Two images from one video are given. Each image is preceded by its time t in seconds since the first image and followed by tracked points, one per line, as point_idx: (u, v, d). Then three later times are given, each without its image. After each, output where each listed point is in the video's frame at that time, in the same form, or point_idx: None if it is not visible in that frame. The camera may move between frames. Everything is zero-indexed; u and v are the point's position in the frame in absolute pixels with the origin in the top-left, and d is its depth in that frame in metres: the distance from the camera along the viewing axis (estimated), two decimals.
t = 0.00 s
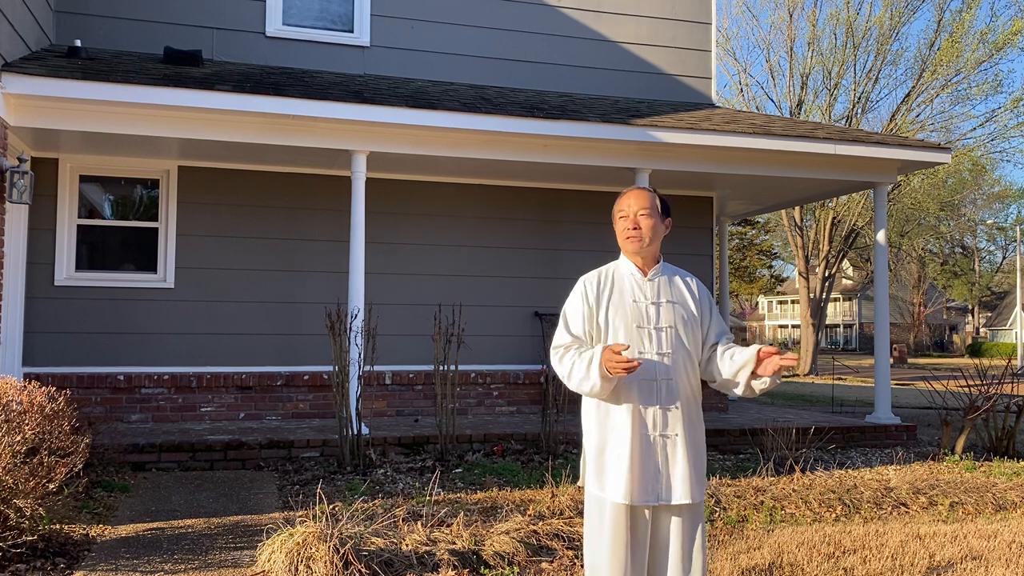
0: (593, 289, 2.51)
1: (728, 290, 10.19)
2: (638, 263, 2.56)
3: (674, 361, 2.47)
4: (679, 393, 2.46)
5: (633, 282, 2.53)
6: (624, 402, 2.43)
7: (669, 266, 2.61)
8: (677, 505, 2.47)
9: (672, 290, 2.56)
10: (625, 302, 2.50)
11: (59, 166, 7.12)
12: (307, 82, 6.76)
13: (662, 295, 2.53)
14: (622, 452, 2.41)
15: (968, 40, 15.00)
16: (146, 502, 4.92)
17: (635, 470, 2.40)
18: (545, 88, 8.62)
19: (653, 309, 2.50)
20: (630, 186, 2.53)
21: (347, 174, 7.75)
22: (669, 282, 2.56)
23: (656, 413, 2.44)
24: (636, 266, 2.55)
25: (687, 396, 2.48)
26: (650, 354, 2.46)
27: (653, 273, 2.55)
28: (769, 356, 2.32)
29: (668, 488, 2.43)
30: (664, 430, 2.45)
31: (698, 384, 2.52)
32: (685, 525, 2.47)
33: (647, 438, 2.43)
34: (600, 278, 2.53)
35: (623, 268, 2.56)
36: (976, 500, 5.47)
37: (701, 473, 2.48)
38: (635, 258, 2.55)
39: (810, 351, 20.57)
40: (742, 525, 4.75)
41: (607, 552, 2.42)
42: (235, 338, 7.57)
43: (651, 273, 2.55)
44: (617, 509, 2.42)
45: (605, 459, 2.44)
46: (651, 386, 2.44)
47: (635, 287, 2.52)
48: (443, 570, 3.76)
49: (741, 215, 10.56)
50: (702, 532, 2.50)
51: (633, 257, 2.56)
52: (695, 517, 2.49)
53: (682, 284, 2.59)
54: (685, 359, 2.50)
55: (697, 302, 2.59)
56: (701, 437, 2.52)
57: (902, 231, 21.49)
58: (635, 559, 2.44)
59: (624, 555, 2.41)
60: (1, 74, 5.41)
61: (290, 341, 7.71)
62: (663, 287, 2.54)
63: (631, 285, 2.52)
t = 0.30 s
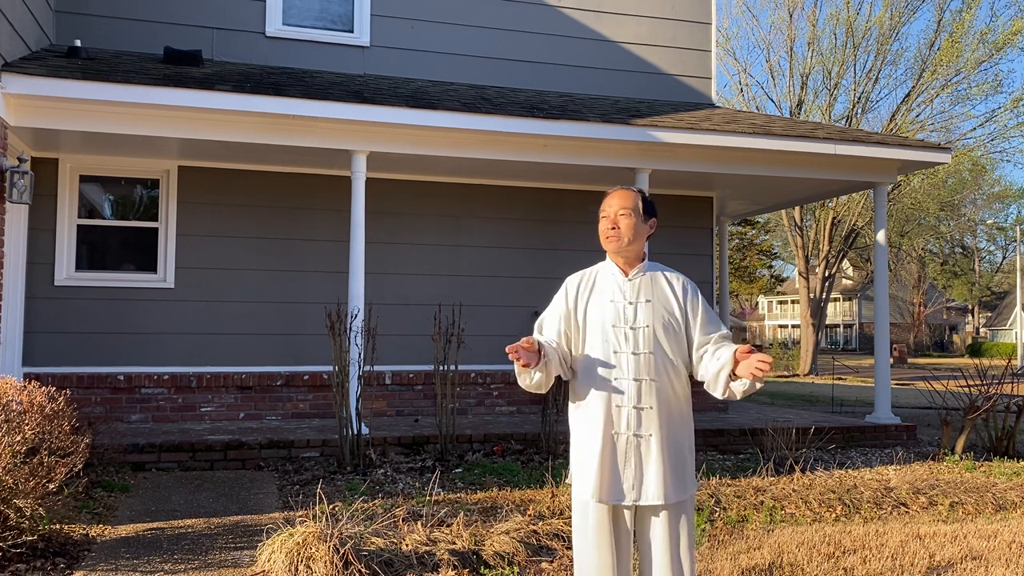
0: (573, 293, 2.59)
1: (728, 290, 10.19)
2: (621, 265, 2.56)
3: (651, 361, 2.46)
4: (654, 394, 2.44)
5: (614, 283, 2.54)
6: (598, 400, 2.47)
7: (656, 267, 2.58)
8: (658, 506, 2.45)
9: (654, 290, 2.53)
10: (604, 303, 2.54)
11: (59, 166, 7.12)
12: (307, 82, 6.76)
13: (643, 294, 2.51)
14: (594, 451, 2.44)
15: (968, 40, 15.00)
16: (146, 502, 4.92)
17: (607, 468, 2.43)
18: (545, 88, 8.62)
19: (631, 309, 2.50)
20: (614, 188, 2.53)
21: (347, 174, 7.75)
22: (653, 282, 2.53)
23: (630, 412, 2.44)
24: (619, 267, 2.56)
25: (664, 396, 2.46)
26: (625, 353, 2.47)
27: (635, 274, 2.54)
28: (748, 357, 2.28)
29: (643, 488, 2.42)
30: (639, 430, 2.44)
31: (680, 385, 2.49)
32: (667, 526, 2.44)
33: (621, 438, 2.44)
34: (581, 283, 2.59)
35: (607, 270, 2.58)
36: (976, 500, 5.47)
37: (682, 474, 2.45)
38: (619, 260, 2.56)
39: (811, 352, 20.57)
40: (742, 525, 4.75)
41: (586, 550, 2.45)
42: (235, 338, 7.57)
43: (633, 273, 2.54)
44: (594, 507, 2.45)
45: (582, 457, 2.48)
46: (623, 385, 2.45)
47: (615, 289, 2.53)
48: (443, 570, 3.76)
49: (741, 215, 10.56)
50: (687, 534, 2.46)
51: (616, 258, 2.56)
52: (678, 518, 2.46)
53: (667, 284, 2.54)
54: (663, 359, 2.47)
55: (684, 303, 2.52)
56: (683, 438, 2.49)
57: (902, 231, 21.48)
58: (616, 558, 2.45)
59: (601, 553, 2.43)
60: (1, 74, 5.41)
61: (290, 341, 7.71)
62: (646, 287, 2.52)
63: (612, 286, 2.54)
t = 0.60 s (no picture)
0: (561, 296, 2.63)
1: (728, 290, 10.19)
2: (610, 266, 2.57)
3: (636, 361, 2.45)
4: (638, 394, 2.43)
5: (602, 285, 2.56)
6: (584, 400, 2.49)
7: (646, 266, 2.57)
8: (646, 507, 2.43)
9: (641, 289, 2.51)
10: (591, 304, 2.56)
11: (59, 166, 7.12)
12: (307, 82, 6.76)
13: (630, 294, 2.51)
14: (579, 450, 2.46)
15: (968, 40, 15.00)
16: (146, 502, 4.92)
17: (593, 468, 2.44)
18: (545, 88, 8.62)
19: (617, 309, 2.50)
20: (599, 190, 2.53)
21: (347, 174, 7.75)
22: (641, 280, 2.52)
23: (614, 412, 2.44)
24: (608, 268, 2.57)
25: (650, 397, 2.44)
26: (610, 354, 2.48)
27: (623, 275, 2.54)
28: (795, 342, 2.25)
29: (628, 489, 2.41)
30: (624, 431, 2.43)
31: (667, 386, 2.48)
32: (655, 527, 2.43)
33: (607, 438, 2.44)
34: (569, 284, 2.64)
35: (596, 271, 2.60)
36: (976, 500, 5.47)
37: (669, 474, 2.43)
38: (607, 261, 2.57)
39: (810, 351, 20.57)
40: (742, 525, 4.75)
41: (577, 549, 2.47)
42: (235, 338, 7.57)
43: (624, 274, 2.54)
44: (582, 507, 2.46)
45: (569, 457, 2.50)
46: (607, 386, 2.46)
47: (603, 290, 2.54)
48: (443, 570, 3.76)
49: (741, 215, 10.56)
50: (677, 535, 2.44)
51: (605, 260, 2.57)
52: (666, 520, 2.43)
53: (657, 282, 2.51)
54: (649, 359, 2.46)
55: (673, 300, 2.49)
56: (672, 439, 2.47)
57: (902, 231, 21.48)
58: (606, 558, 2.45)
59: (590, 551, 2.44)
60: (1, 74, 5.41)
61: (290, 341, 7.71)
62: (634, 287, 2.51)
63: (599, 288, 2.55)
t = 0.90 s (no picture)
0: (556, 298, 2.60)
1: (728, 290, 10.19)
2: (607, 266, 2.56)
3: (637, 362, 2.45)
4: (640, 394, 2.43)
5: (598, 284, 2.54)
6: (585, 401, 2.47)
7: (642, 268, 2.57)
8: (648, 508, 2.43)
9: (639, 290, 2.51)
10: (588, 305, 2.54)
11: (58, 166, 7.12)
12: (307, 82, 6.76)
13: (628, 295, 2.50)
14: (581, 452, 2.44)
15: (968, 40, 15.01)
16: (146, 502, 4.92)
17: (595, 470, 2.42)
18: (545, 88, 8.62)
19: (616, 310, 2.49)
20: (602, 191, 2.54)
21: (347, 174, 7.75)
22: (639, 281, 2.52)
23: (616, 414, 2.43)
24: (604, 269, 2.56)
25: (652, 398, 2.45)
26: (610, 355, 2.46)
27: (620, 275, 2.53)
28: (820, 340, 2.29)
29: (630, 489, 2.41)
30: (627, 432, 2.43)
31: (668, 385, 2.48)
32: (656, 529, 2.42)
33: (609, 439, 2.43)
34: (565, 286, 2.61)
35: (592, 271, 2.58)
36: (975, 500, 5.47)
37: (670, 473, 2.43)
38: (605, 261, 2.56)
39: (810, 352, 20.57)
40: (742, 525, 4.75)
41: (578, 550, 2.46)
42: (235, 338, 7.57)
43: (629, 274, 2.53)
44: (583, 508, 2.45)
45: (570, 459, 2.48)
46: (609, 387, 2.45)
47: (600, 290, 2.53)
48: (443, 569, 3.76)
49: (741, 215, 10.56)
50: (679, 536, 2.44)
51: (601, 260, 2.56)
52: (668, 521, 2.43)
53: (655, 283, 2.52)
54: (649, 359, 2.46)
55: (672, 301, 2.51)
56: (673, 439, 2.47)
57: (902, 231, 21.48)
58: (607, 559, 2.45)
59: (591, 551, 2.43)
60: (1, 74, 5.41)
61: (290, 341, 7.71)
62: (632, 287, 2.51)
63: (596, 288, 2.54)
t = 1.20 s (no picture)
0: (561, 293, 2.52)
1: (728, 290, 10.19)
2: (610, 266, 2.55)
3: (646, 363, 2.47)
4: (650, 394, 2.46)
5: (602, 283, 2.52)
6: (598, 402, 2.43)
7: (642, 270, 2.60)
8: (658, 507, 2.47)
9: (642, 292, 2.54)
10: (595, 304, 2.50)
11: (59, 166, 7.12)
12: (307, 82, 6.76)
13: (633, 296, 2.51)
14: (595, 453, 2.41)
15: (968, 40, 15.00)
16: (146, 502, 4.92)
17: (610, 472, 2.40)
18: (545, 88, 8.62)
19: (625, 310, 2.49)
20: (608, 190, 2.53)
21: (347, 174, 7.75)
22: (642, 284, 2.55)
23: (628, 415, 2.43)
24: (607, 267, 2.55)
25: (660, 399, 2.48)
26: (621, 356, 2.45)
27: (623, 276, 2.53)
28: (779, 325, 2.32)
29: (643, 490, 2.43)
30: (639, 432, 2.44)
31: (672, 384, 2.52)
32: (665, 526, 2.47)
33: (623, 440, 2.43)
34: (568, 282, 2.54)
35: (594, 269, 2.56)
36: (976, 500, 5.47)
37: (677, 472, 2.49)
38: (608, 260, 2.54)
39: (810, 351, 20.58)
40: (742, 525, 4.75)
41: (588, 552, 2.43)
42: (235, 338, 7.57)
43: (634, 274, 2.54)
44: (596, 511, 2.43)
45: (581, 460, 2.44)
46: (622, 387, 2.44)
47: (604, 288, 2.51)
48: (443, 570, 3.76)
49: (741, 215, 10.56)
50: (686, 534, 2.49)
51: (605, 259, 2.55)
52: (677, 520, 2.48)
53: (656, 287, 2.56)
54: (656, 360, 2.49)
55: (672, 305, 2.56)
56: (678, 437, 2.52)
57: (902, 231, 21.48)
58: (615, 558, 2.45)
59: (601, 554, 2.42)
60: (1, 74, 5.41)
61: (290, 341, 7.71)
62: (636, 289, 2.53)
63: (602, 286, 2.52)
